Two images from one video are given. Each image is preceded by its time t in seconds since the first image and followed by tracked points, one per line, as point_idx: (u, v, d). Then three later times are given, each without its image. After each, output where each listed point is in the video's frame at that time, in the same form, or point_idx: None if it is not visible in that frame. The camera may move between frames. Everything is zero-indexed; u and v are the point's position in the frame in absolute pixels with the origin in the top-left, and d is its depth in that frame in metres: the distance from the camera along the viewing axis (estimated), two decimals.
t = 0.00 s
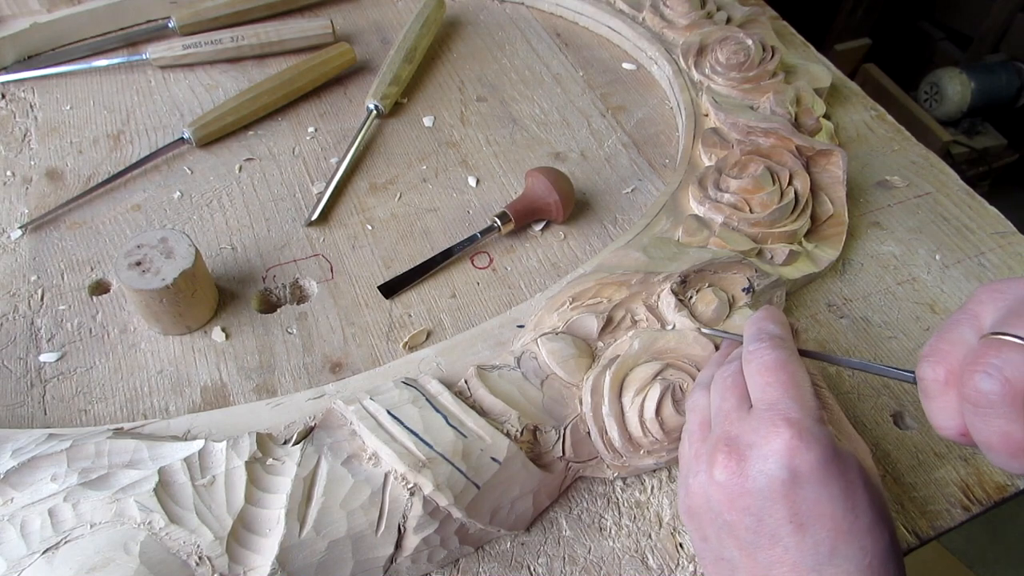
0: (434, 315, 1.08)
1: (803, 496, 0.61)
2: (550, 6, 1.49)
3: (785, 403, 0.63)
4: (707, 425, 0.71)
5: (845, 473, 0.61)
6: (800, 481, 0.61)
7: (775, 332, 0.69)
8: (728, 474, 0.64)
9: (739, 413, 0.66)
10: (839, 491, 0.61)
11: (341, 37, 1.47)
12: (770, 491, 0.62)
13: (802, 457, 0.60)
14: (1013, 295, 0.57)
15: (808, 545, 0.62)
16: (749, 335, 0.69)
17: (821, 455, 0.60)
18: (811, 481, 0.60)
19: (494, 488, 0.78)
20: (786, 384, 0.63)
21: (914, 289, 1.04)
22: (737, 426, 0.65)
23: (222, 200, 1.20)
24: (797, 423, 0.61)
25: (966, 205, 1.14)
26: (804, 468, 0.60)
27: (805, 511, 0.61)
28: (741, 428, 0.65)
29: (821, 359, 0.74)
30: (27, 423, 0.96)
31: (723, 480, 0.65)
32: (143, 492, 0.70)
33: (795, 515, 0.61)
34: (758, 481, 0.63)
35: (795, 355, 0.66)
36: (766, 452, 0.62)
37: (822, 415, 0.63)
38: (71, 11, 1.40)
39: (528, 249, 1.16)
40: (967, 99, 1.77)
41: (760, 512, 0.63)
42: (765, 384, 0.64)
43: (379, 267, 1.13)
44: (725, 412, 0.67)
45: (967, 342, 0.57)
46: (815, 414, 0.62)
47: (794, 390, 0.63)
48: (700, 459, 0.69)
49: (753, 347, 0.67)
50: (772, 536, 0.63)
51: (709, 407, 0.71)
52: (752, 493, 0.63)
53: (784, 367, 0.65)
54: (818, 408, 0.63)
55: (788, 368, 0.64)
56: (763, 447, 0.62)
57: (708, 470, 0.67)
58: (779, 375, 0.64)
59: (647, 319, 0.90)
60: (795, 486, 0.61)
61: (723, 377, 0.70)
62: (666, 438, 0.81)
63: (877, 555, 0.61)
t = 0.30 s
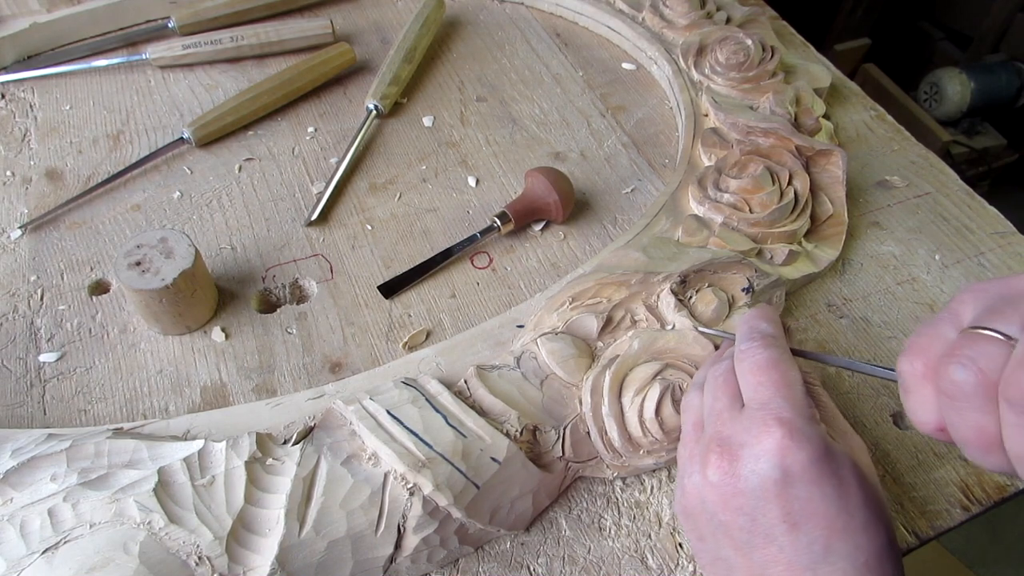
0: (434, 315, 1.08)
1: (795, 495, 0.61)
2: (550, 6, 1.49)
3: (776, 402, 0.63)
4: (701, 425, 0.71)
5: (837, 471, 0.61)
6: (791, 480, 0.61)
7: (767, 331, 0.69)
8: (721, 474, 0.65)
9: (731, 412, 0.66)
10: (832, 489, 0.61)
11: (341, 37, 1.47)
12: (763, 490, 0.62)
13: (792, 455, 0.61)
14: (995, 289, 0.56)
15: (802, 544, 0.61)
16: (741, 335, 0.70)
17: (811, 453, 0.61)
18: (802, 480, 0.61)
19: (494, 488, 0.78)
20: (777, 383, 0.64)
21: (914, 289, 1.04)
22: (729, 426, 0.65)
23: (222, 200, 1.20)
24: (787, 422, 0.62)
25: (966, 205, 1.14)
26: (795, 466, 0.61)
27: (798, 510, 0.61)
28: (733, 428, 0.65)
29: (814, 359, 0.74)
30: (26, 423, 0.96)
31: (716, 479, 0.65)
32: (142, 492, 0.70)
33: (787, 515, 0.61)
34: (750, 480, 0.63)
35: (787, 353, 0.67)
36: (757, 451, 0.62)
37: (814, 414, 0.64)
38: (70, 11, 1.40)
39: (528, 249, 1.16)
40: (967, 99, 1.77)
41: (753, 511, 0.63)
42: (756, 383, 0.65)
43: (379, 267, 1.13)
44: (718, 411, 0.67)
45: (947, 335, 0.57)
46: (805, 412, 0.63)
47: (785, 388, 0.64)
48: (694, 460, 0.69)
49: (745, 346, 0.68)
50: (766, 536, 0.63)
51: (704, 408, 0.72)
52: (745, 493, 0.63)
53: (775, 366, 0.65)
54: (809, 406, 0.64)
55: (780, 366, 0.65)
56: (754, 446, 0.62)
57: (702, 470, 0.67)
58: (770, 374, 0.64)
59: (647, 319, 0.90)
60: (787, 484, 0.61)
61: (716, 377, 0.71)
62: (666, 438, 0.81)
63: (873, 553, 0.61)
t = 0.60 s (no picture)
0: (434, 315, 1.08)
1: (785, 494, 0.62)
2: (550, 6, 1.49)
3: (762, 401, 0.63)
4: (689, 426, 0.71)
5: (826, 468, 0.62)
6: (781, 478, 0.62)
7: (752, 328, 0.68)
8: (711, 474, 0.65)
9: (719, 412, 0.66)
10: (822, 486, 0.62)
11: (341, 38, 1.47)
12: (753, 490, 0.63)
13: (781, 454, 0.62)
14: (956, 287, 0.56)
15: (794, 542, 0.62)
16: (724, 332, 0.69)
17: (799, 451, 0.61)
18: (791, 478, 0.62)
19: (494, 488, 0.78)
20: (764, 382, 0.64)
21: (913, 289, 1.04)
22: (717, 426, 0.65)
23: (222, 200, 1.20)
24: (775, 421, 0.62)
25: (966, 205, 1.14)
26: (784, 464, 0.61)
27: (789, 509, 0.62)
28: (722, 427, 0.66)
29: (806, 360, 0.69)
30: (26, 423, 0.96)
31: (707, 479, 0.66)
32: (142, 492, 0.70)
33: (778, 513, 0.62)
34: (740, 480, 0.63)
35: (773, 349, 0.66)
36: (747, 451, 0.63)
37: (801, 412, 0.64)
38: (70, 11, 1.40)
39: (527, 249, 1.16)
40: (966, 99, 1.77)
41: (744, 511, 0.64)
42: (743, 383, 0.64)
43: (378, 267, 1.13)
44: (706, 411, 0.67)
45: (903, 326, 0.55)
46: (792, 410, 0.63)
47: (771, 386, 0.64)
48: (684, 460, 0.69)
49: (729, 344, 0.67)
50: (758, 534, 0.64)
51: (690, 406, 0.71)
52: (735, 493, 0.64)
53: (761, 365, 0.64)
54: (796, 404, 0.64)
55: (766, 365, 0.64)
56: (743, 446, 0.63)
57: (692, 470, 0.67)
58: (756, 372, 0.64)
59: (647, 319, 0.90)
60: (777, 483, 0.62)
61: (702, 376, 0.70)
62: (665, 437, 0.81)
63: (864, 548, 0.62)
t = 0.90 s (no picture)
0: (433, 314, 1.08)
1: (771, 511, 0.59)
2: (549, 6, 1.49)
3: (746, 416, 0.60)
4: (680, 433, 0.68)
5: (816, 483, 0.58)
6: (767, 496, 0.58)
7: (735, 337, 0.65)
8: (696, 489, 0.63)
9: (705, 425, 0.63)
10: (810, 502, 0.58)
11: (341, 37, 1.47)
12: (739, 507, 0.60)
13: (767, 472, 0.58)
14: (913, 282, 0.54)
15: (782, 559, 0.59)
16: (703, 340, 0.66)
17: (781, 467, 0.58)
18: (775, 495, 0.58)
19: (494, 487, 0.78)
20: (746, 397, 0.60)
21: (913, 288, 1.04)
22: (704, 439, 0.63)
23: (221, 200, 1.20)
24: (760, 437, 0.59)
25: (965, 205, 1.14)
26: (770, 483, 0.58)
27: (776, 526, 0.59)
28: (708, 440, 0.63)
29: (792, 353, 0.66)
30: (25, 423, 0.96)
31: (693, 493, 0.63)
32: (141, 492, 0.70)
33: (765, 530, 0.59)
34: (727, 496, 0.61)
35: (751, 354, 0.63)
36: (732, 468, 0.60)
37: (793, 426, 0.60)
38: (68, 11, 1.40)
39: (527, 249, 1.16)
40: (965, 98, 1.77)
41: (731, 527, 0.61)
42: (726, 398, 0.61)
43: (378, 266, 1.13)
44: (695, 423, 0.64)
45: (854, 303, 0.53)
46: (780, 424, 0.59)
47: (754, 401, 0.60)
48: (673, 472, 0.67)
49: (709, 353, 0.64)
50: (746, 549, 0.61)
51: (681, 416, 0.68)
52: (721, 509, 0.61)
53: (744, 376, 0.61)
54: (786, 417, 0.60)
55: (747, 378, 0.61)
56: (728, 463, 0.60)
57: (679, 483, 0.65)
58: (737, 386, 0.61)
59: (646, 319, 0.90)
60: (762, 501, 0.58)
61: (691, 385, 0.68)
62: (665, 437, 0.81)
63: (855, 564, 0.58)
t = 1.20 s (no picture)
0: (433, 315, 1.08)
1: (750, 485, 0.62)
2: (549, 6, 1.49)
3: (728, 394, 0.62)
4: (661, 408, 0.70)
5: (794, 460, 0.61)
6: (747, 470, 0.62)
7: (716, 313, 0.65)
8: (679, 464, 0.66)
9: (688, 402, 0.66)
10: (787, 479, 0.61)
11: (340, 38, 1.47)
12: (718, 480, 0.64)
13: (748, 449, 0.61)
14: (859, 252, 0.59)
15: (758, 531, 0.63)
16: (689, 321, 0.66)
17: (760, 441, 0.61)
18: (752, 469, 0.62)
19: (494, 487, 0.78)
20: (729, 374, 0.61)
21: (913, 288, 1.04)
22: (687, 415, 0.66)
23: (221, 200, 1.20)
24: (741, 412, 0.61)
25: (964, 206, 1.14)
26: (751, 458, 0.61)
27: (754, 500, 0.62)
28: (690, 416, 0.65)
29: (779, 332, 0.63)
30: (24, 423, 0.96)
31: (676, 468, 0.66)
32: (141, 492, 0.70)
33: (743, 503, 0.63)
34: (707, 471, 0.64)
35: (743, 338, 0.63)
36: (714, 444, 0.63)
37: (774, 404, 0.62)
38: (68, 11, 1.40)
39: (527, 249, 1.16)
40: (965, 99, 1.77)
41: (710, 500, 0.65)
42: (710, 380, 0.62)
43: (377, 266, 1.13)
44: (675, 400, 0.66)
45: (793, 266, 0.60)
46: (760, 401, 0.62)
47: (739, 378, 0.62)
48: (654, 447, 0.70)
49: (694, 335, 0.64)
50: (724, 522, 0.65)
51: (661, 393, 0.70)
52: (701, 482, 0.65)
53: (729, 354, 0.62)
54: (766, 393, 0.62)
55: (731, 357, 0.62)
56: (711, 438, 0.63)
57: (661, 458, 0.68)
58: (721, 365, 0.62)
59: (646, 319, 0.90)
60: (741, 474, 0.62)
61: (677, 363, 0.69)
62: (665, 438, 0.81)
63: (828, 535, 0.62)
